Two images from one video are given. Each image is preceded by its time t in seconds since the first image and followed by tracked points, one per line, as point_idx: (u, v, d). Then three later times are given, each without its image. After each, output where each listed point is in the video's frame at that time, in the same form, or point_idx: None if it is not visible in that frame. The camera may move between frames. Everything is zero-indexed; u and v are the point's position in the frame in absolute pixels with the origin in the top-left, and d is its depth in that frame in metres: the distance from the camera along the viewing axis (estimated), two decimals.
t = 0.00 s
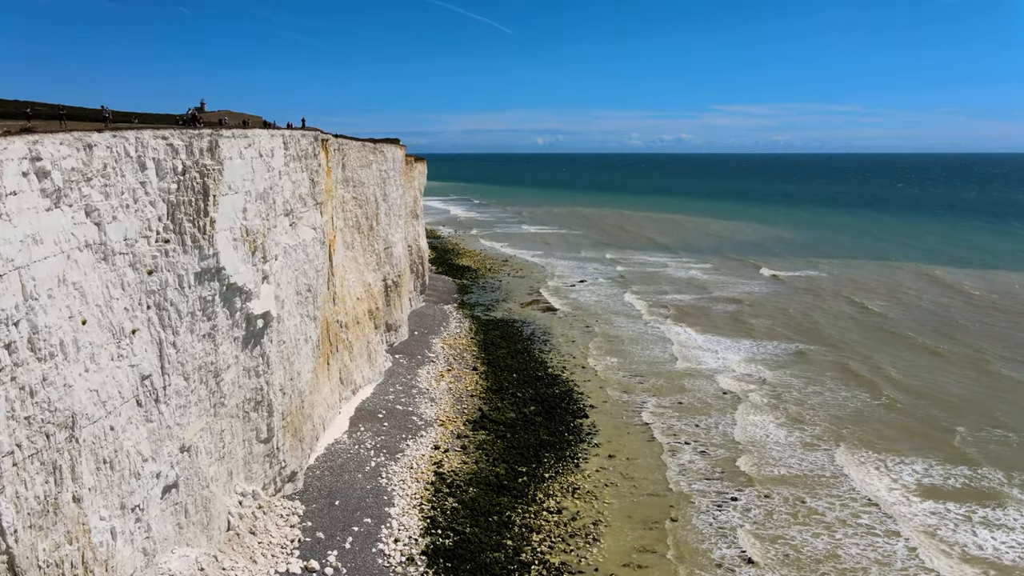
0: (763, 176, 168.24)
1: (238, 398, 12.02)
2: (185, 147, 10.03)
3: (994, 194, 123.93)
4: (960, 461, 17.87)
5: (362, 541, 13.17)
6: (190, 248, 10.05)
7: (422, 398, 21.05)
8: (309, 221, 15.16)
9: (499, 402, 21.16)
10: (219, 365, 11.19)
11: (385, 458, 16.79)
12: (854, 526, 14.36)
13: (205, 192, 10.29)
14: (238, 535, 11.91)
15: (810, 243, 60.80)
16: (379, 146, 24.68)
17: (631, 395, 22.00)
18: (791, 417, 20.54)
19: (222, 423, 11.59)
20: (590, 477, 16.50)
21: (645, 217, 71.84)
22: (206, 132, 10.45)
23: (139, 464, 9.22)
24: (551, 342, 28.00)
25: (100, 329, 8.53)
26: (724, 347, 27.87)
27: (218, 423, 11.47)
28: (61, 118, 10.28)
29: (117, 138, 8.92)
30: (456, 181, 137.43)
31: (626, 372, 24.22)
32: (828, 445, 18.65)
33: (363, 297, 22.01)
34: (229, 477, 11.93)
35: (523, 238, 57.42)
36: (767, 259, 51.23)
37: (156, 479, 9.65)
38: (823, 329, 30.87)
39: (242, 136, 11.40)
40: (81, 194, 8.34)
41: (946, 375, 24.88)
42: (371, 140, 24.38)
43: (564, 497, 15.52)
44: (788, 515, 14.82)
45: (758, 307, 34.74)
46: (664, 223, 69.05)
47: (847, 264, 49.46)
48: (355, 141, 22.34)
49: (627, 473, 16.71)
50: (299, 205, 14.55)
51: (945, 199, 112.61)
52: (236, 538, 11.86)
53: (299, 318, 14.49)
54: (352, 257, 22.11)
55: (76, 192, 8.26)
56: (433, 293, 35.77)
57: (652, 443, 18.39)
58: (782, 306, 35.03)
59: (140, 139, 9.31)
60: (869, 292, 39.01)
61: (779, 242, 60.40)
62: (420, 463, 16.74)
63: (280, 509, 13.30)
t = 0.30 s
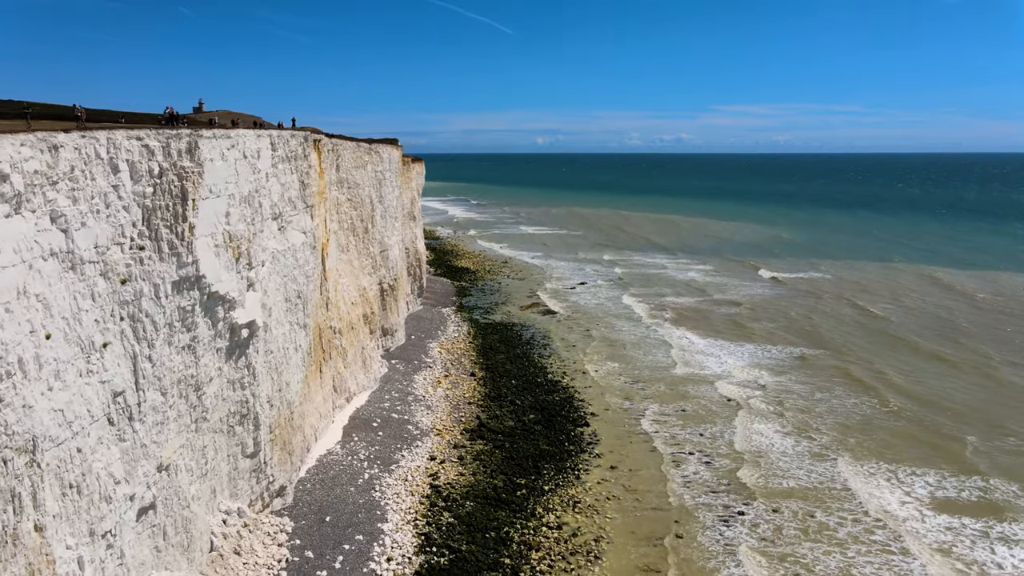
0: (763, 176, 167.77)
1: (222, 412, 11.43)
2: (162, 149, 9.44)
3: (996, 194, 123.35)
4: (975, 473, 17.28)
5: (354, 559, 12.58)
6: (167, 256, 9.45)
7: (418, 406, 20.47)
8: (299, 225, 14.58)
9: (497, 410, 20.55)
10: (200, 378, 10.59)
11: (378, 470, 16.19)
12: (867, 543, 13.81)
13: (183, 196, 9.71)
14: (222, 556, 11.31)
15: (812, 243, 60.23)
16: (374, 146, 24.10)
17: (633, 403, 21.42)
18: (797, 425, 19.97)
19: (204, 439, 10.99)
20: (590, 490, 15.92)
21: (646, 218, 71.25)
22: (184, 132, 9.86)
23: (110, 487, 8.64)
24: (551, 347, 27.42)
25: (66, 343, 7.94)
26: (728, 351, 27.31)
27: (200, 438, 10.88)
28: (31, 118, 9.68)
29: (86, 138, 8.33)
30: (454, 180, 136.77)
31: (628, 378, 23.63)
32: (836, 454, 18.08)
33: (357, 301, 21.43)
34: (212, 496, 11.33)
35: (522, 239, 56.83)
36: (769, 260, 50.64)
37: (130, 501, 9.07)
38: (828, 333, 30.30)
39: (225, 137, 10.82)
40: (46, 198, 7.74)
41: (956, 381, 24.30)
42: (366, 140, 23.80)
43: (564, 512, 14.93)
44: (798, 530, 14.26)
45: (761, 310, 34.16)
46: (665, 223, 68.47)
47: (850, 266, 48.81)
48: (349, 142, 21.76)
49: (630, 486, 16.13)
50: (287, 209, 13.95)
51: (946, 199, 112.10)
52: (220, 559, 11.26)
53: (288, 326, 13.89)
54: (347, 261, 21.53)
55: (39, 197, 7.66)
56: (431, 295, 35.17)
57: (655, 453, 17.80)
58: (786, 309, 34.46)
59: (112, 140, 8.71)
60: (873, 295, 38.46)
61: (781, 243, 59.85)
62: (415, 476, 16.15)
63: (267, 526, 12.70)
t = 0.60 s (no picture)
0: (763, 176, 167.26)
1: (203, 427, 10.82)
2: (135, 150, 8.83)
3: (998, 194, 122.69)
4: (988, 484, 16.71)
5: None
6: (141, 264, 8.84)
7: (414, 414, 19.90)
8: (288, 229, 14.00)
9: (495, 418, 19.97)
10: (178, 393, 9.97)
11: (372, 483, 15.60)
12: (882, 561, 13.26)
13: (158, 200, 9.10)
14: None
15: (814, 244, 59.66)
16: (369, 147, 23.52)
17: (636, 410, 20.84)
18: (805, 434, 19.38)
19: (183, 456, 10.36)
20: (591, 504, 15.33)
21: (646, 218, 70.64)
22: (160, 133, 9.26)
23: (77, 513, 8.05)
24: (550, 351, 26.85)
25: (25, 361, 7.32)
26: (731, 356, 26.74)
27: (179, 456, 10.26)
28: None
29: (50, 138, 7.70)
30: (454, 180, 136.21)
31: (629, 384, 23.07)
32: (846, 465, 17.49)
33: (351, 306, 20.85)
34: (192, 516, 10.72)
35: (521, 240, 56.30)
36: (771, 262, 50.05)
37: (99, 527, 8.47)
38: (832, 336, 29.73)
39: (205, 137, 10.21)
40: (4, 204, 7.10)
41: (965, 386, 23.70)
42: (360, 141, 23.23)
43: (564, 528, 14.33)
44: (809, 548, 13.69)
45: (765, 313, 33.59)
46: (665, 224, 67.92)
47: (853, 267, 48.23)
48: (343, 143, 21.19)
49: (633, 500, 15.52)
50: (275, 212, 13.36)
51: (948, 198, 111.53)
52: None
53: (276, 335, 13.29)
54: (341, 265, 20.95)
55: None
56: (429, 298, 34.61)
57: (658, 465, 17.22)
58: (789, 312, 33.89)
59: (80, 141, 8.09)
60: (878, 297, 37.86)
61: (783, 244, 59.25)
62: (409, 489, 15.56)
63: (254, 546, 12.09)
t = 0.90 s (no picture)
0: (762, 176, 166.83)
1: (182, 444, 10.21)
2: (104, 152, 8.21)
3: (999, 194, 122.10)
4: (1003, 497, 16.14)
5: None
6: (111, 274, 8.23)
7: (409, 423, 19.30)
8: (276, 233, 13.40)
9: (493, 427, 19.37)
10: (154, 410, 9.37)
11: (364, 497, 15.01)
12: None
13: (130, 205, 8.49)
14: None
15: (816, 246, 58.95)
16: (364, 147, 22.94)
17: (638, 418, 20.24)
18: (812, 444, 18.80)
19: (159, 477, 9.75)
20: (593, 520, 14.73)
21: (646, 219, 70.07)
22: (133, 133, 8.65)
23: (38, 544, 7.47)
24: (550, 356, 26.26)
25: None
26: (735, 361, 26.15)
27: (155, 476, 9.66)
28: None
29: (8, 139, 7.08)
30: (454, 180, 135.44)
31: (631, 391, 22.46)
32: (856, 477, 16.90)
33: (345, 311, 20.26)
34: (170, 539, 10.12)
35: (521, 241, 55.69)
36: (773, 263, 49.47)
37: (65, 558, 7.88)
38: (838, 341, 29.13)
39: (184, 137, 9.61)
40: None
41: (975, 393, 23.11)
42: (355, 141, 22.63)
43: (564, 545, 13.73)
44: (821, 568, 13.11)
45: (768, 317, 32.99)
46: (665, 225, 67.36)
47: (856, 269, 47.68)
48: (337, 143, 20.59)
49: (636, 515, 14.92)
50: (262, 216, 12.74)
51: (949, 199, 111.06)
52: None
53: (262, 344, 12.69)
54: (334, 269, 20.35)
55: None
56: (427, 301, 34.02)
57: (662, 476, 16.61)
58: (793, 315, 33.30)
59: (42, 141, 7.46)
60: (883, 300, 37.30)
61: (785, 245, 58.68)
62: (403, 503, 14.96)
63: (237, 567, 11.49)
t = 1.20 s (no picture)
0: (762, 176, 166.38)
1: (159, 463, 9.61)
2: (69, 153, 7.58)
3: (1000, 194, 121.33)
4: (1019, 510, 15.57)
5: None
6: (75, 285, 7.61)
7: (404, 432, 18.70)
8: (262, 238, 12.80)
9: (491, 437, 18.77)
10: (126, 428, 8.76)
11: (357, 513, 14.41)
12: None
13: (98, 211, 7.87)
14: None
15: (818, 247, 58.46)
16: (359, 147, 22.35)
17: (641, 427, 19.65)
18: (821, 453, 18.20)
19: (133, 499, 9.14)
20: (594, 536, 14.12)
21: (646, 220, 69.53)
22: (101, 133, 8.03)
23: None
24: (550, 362, 25.67)
25: None
26: (739, 366, 25.58)
27: (129, 499, 9.05)
28: None
29: None
30: (453, 181, 135.00)
31: (633, 398, 21.87)
32: (866, 489, 16.32)
33: (339, 317, 19.65)
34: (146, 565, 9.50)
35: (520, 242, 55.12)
36: (775, 265, 48.91)
37: None
38: (844, 345, 28.54)
39: (159, 138, 9.01)
40: None
41: (984, 399, 22.56)
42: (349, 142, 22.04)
43: (564, 565, 13.12)
44: None
45: (772, 321, 32.41)
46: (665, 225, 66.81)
47: (859, 270, 47.12)
48: (330, 143, 19.99)
49: (640, 531, 14.31)
50: (246, 220, 12.13)
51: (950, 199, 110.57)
52: None
53: (248, 355, 12.09)
54: (328, 273, 19.75)
55: None
56: (424, 304, 33.43)
57: (666, 489, 16.02)
58: (797, 319, 32.73)
59: None
60: (888, 303, 36.76)
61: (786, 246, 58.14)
62: (397, 518, 14.37)
63: None
